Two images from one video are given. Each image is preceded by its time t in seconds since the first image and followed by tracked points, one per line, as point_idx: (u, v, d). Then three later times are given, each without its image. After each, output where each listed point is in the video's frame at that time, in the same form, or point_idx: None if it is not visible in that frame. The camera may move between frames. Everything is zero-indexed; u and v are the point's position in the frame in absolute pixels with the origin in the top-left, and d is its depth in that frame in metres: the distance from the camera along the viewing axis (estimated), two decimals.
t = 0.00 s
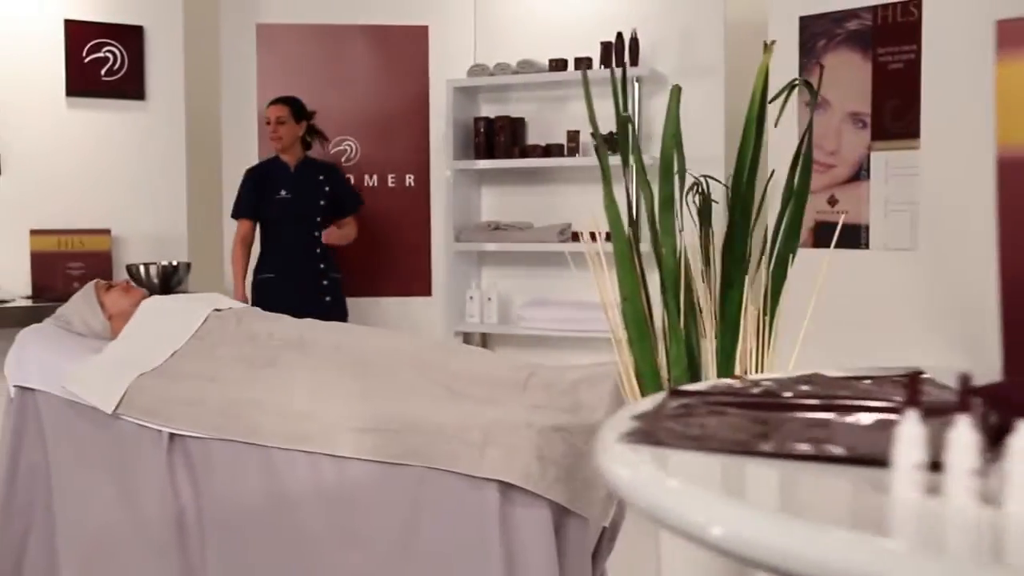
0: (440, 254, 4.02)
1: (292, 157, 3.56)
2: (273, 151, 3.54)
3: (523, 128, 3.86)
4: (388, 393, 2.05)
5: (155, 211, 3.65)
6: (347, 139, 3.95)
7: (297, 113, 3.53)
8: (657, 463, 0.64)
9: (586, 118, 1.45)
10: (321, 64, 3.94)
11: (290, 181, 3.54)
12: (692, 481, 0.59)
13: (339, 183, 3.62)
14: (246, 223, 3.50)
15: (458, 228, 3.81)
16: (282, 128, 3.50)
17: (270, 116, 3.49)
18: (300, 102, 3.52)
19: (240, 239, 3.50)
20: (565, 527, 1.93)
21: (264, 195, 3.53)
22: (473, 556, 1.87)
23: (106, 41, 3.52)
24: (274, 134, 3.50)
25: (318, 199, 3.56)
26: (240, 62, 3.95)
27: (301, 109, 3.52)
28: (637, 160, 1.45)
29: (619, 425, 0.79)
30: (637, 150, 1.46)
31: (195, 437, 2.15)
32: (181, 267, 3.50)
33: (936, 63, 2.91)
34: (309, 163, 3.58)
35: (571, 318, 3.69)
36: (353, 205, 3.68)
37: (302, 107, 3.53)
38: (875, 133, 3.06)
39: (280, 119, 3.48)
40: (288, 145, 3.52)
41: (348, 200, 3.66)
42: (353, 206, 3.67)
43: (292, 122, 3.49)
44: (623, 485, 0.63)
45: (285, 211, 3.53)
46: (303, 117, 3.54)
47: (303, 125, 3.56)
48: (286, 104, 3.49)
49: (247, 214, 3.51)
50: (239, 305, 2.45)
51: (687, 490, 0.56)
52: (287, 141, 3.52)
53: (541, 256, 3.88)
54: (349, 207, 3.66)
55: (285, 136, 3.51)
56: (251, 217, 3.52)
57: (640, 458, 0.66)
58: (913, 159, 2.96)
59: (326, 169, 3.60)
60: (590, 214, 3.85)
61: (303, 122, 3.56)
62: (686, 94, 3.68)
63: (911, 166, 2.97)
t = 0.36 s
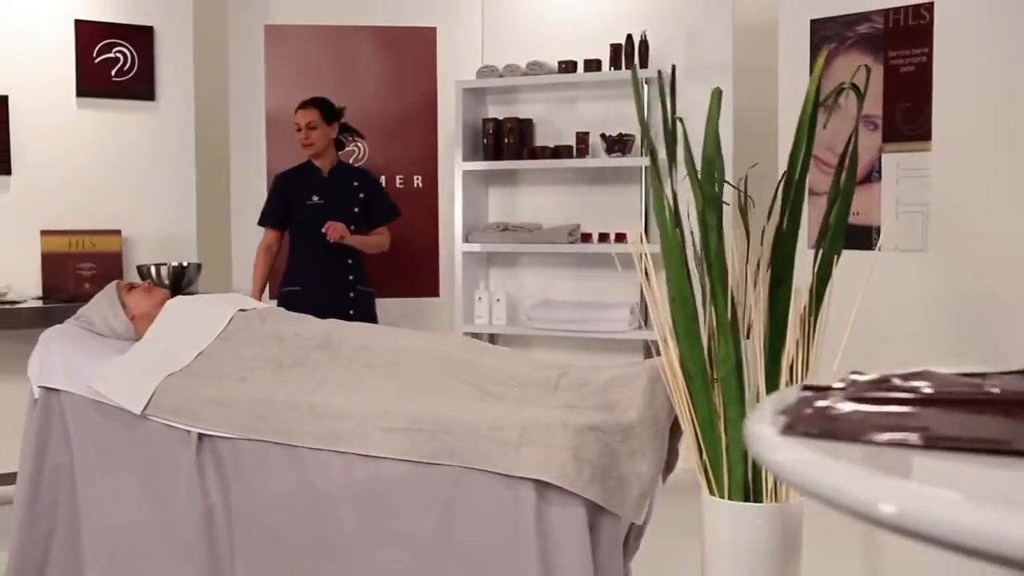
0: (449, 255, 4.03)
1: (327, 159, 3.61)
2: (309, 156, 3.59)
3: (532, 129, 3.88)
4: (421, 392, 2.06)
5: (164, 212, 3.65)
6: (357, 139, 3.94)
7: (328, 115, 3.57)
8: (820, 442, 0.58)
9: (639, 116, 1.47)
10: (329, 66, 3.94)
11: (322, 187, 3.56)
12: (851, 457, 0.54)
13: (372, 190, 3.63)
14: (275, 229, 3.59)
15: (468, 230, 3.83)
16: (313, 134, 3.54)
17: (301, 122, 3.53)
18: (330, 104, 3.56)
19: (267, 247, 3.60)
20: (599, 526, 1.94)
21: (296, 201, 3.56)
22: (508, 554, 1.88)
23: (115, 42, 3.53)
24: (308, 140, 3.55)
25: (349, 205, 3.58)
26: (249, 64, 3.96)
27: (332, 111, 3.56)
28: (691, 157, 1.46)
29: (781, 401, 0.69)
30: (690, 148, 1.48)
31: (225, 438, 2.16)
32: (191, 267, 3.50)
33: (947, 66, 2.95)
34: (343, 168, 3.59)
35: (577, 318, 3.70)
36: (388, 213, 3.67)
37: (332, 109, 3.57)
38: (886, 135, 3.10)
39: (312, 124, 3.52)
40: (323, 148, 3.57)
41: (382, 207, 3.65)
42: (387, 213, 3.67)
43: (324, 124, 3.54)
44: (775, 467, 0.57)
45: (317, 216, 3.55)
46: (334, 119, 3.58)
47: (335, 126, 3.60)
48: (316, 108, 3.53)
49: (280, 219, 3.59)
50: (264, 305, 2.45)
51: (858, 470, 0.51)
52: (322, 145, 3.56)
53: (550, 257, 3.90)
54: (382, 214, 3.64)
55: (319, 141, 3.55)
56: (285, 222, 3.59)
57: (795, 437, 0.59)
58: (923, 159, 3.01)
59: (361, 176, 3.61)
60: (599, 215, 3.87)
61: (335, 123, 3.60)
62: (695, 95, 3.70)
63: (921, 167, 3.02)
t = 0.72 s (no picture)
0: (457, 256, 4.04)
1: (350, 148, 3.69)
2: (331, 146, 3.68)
3: (540, 131, 3.89)
4: (449, 392, 2.07)
5: (173, 213, 3.65)
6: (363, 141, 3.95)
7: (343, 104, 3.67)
8: (947, 431, 0.61)
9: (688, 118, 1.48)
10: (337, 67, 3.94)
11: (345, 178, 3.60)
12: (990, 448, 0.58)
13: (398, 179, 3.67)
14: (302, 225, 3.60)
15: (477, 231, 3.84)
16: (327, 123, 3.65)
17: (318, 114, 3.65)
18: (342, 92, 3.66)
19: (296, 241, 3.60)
20: (629, 524, 1.95)
21: (320, 194, 3.59)
22: (540, 552, 1.90)
23: (126, 42, 3.53)
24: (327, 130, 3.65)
25: (376, 195, 3.61)
26: (257, 65, 3.97)
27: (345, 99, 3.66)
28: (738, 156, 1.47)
29: (893, 397, 0.72)
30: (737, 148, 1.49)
31: (253, 438, 2.16)
32: (202, 268, 3.50)
33: (958, 69, 2.98)
34: (366, 158, 3.64)
35: (586, 319, 3.72)
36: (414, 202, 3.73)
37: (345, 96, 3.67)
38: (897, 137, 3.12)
39: (326, 115, 3.64)
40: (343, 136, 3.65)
41: (408, 196, 3.71)
42: (412, 202, 3.73)
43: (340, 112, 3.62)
44: (911, 457, 0.60)
45: (343, 207, 3.57)
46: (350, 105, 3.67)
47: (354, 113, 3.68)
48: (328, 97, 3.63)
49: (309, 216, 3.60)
50: (286, 304, 2.45)
51: (1008, 462, 0.55)
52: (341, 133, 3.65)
53: (559, 259, 3.92)
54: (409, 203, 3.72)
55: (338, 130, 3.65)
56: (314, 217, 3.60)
57: (926, 428, 0.63)
58: (935, 162, 3.04)
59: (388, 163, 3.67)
60: (607, 216, 3.88)
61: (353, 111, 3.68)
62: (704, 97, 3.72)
63: (932, 170, 3.05)
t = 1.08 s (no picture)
0: (469, 257, 4.05)
1: (389, 146, 3.34)
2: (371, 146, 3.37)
3: (552, 132, 3.90)
4: (480, 391, 2.08)
5: (188, 214, 3.66)
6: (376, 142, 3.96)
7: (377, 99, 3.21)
8: None
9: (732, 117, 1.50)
10: (351, 67, 3.95)
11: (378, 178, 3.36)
12: None
13: (440, 178, 3.36)
14: (341, 227, 3.45)
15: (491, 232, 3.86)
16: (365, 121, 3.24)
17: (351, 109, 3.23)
18: (379, 86, 3.20)
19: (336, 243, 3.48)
20: (661, 523, 1.97)
21: (353, 194, 3.40)
22: (575, 551, 1.91)
23: (141, 43, 3.54)
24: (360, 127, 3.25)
25: (405, 197, 3.32)
26: (271, 65, 3.98)
27: (380, 93, 3.21)
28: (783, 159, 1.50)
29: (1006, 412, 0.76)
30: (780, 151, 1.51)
31: (284, 438, 2.17)
32: (217, 268, 3.50)
33: (974, 71, 2.99)
34: (402, 156, 3.33)
35: (600, 320, 3.73)
36: (460, 201, 3.39)
37: (382, 90, 3.21)
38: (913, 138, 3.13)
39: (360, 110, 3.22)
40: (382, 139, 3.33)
41: (449, 195, 3.37)
42: (456, 201, 3.38)
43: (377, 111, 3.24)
44: None
45: (371, 209, 3.36)
46: (387, 101, 3.24)
47: (391, 110, 3.27)
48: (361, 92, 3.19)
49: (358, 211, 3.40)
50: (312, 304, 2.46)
51: None
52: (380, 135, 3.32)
53: (572, 259, 3.93)
54: (453, 203, 3.38)
55: (371, 128, 3.24)
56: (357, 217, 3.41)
57: None
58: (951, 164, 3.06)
59: (428, 162, 3.34)
60: (620, 216, 3.90)
61: (393, 108, 3.29)
62: (717, 99, 3.74)
63: (950, 172, 3.07)
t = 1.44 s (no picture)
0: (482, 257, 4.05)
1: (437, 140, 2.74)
2: (419, 141, 2.77)
3: (565, 132, 3.91)
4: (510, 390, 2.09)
5: (203, 214, 3.66)
6: (389, 143, 3.97)
7: (422, 88, 2.65)
8: None
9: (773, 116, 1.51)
10: (364, 68, 3.96)
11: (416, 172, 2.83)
12: None
13: (465, 167, 2.62)
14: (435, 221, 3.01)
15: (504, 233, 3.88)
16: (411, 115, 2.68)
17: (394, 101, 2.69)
18: (425, 72, 2.64)
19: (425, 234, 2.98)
20: (691, 521, 1.98)
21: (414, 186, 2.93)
22: (607, 548, 1.93)
23: (157, 44, 3.54)
24: (406, 122, 2.70)
25: (421, 195, 2.71)
26: (284, 64, 3.99)
27: (424, 80, 2.64)
28: (824, 162, 1.51)
29: None
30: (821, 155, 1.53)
31: (313, 437, 2.18)
32: (232, 268, 3.51)
33: (990, 71, 3.01)
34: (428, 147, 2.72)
35: (613, 320, 3.74)
36: (482, 195, 2.62)
37: (426, 76, 2.64)
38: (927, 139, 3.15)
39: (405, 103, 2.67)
40: (427, 130, 2.70)
41: (468, 188, 2.62)
42: (476, 194, 2.61)
43: (418, 99, 2.65)
44: None
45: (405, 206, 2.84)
46: (433, 89, 2.66)
47: (439, 98, 2.67)
48: (405, 81, 2.65)
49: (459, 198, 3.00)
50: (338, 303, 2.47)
51: None
52: (425, 126, 2.69)
53: (585, 259, 3.94)
54: (472, 198, 2.61)
55: (417, 122, 2.68)
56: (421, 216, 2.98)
57: None
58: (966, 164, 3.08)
59: (456, 149, 2.65)
60: (632, 216, 3.91)
61: (441, 95, 2.68)
62: (730, 99, 3.75)
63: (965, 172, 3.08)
